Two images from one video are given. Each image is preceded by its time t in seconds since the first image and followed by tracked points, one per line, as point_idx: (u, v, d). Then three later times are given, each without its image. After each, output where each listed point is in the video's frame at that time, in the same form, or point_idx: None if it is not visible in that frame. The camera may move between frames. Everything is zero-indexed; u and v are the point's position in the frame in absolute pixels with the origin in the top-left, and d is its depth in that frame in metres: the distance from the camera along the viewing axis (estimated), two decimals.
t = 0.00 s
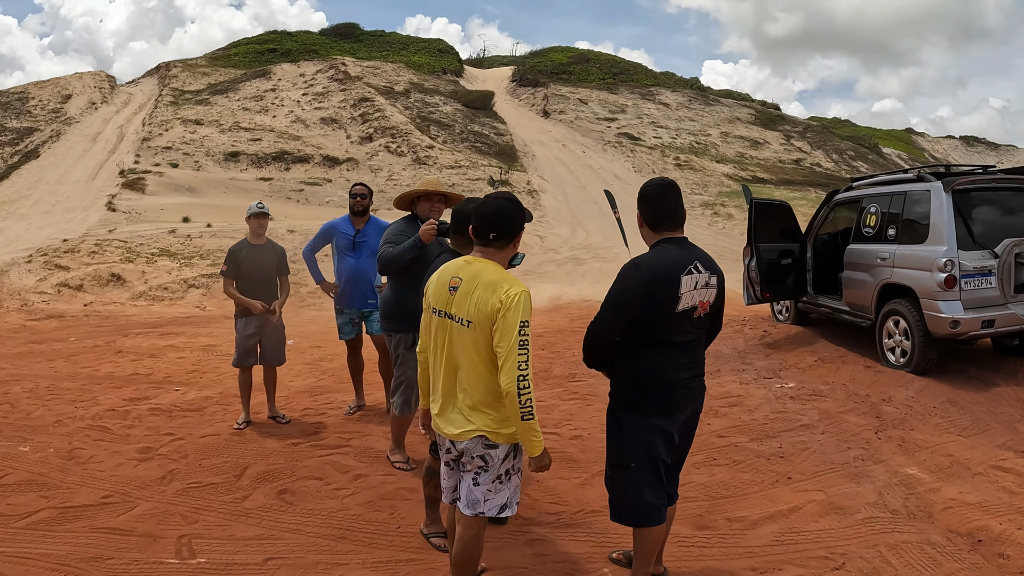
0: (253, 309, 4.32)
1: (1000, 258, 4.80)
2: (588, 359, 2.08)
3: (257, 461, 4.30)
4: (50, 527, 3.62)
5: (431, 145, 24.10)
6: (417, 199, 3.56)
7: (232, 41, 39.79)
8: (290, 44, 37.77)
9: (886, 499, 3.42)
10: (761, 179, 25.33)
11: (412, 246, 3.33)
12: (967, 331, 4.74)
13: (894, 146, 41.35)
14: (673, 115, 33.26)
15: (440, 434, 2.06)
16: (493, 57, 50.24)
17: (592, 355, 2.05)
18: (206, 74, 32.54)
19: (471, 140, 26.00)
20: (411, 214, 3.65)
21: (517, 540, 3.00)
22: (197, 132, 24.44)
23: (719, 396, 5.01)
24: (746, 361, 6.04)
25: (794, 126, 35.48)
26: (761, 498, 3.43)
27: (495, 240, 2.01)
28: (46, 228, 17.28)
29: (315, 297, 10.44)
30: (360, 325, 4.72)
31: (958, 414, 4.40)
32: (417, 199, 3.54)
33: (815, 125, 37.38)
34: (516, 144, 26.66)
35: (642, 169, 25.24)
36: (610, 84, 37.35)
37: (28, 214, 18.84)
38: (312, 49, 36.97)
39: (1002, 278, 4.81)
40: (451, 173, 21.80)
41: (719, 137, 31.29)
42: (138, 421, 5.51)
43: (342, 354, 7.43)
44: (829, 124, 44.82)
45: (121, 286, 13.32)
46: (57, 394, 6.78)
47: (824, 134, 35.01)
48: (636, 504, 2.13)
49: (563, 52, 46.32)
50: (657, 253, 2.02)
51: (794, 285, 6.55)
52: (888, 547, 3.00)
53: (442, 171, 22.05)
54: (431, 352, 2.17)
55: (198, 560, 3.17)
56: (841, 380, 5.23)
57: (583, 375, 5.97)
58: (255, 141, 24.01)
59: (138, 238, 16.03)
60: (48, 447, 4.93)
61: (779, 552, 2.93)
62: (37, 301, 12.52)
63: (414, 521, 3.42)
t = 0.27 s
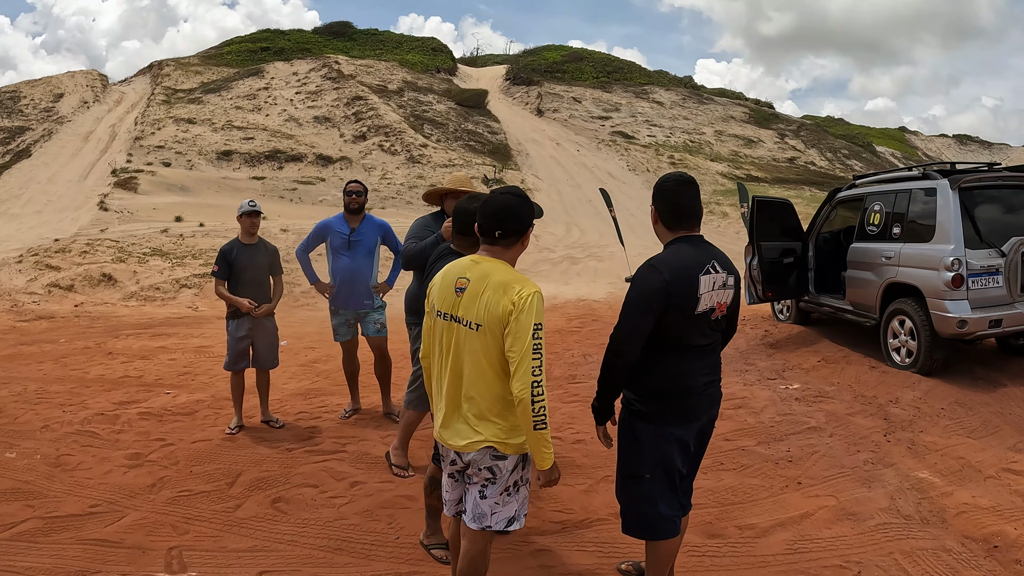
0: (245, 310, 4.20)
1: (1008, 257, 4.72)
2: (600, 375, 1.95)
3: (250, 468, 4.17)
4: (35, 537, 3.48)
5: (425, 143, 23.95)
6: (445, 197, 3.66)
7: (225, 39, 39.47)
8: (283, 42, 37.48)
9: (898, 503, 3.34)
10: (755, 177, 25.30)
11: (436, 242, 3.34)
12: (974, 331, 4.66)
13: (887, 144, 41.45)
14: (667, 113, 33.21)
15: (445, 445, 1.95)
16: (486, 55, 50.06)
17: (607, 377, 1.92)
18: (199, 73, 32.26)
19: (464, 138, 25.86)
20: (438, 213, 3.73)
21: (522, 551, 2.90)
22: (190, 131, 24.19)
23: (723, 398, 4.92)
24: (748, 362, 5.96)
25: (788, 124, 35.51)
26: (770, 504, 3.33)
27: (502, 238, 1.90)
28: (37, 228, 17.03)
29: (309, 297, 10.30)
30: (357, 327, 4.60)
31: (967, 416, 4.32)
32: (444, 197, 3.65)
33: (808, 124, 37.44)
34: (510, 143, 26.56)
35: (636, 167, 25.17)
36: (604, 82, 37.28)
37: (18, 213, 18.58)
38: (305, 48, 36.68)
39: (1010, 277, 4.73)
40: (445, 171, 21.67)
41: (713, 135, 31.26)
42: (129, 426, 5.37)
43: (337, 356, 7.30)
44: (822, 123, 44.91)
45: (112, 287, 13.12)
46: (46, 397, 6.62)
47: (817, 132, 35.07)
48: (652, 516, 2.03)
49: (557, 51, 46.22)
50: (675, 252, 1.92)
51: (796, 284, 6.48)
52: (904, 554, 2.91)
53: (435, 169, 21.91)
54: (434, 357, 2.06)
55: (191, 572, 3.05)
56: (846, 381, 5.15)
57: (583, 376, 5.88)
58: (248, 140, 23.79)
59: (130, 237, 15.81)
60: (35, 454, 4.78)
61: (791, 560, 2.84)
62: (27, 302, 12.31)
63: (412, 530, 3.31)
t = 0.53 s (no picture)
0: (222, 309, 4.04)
1: (1002, 252, 4.68)
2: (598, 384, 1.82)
3: (228, 475, 4.01)
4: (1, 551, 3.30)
5: (407, 140, 23.74)
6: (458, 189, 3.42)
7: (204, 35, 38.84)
8: (263, 38, 36.95)
9: (898, 504, 3.27)
10: (739, 173, 25.39)
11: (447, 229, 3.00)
12: (969, 327, 4.60)
13: (868, 140, 41.82)
14: (649, 109, 33.21)
15: (431, 455, 1.83)
16: (468, 52, 49.77)
17: (608, 382, 1.80)
18: (179, 70, 31.71)
19: (447, 135, 25.66)
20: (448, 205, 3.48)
21: (514, 560, 2.78)
22: (170, 128, 23.75)
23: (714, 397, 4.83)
24: (739, 359, 5.88)
25: (770, 120, 35.70)
26: (768, 506, 3.25)
27: (490, 233, 1.78)
28: (12, 226, 16.60)
29: (290, 296, 10.09)
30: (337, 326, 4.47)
31: (963, 414, 4.27)
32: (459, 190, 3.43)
33: (790, 120, 37.66)
34: (492, 139, 26.42)
35: (618, 163, 25.11)
36: (586, 78, 37.22)
37: None
38: (286, 43, 36.19)
39: (1003, 272, 4.69)
40: (427, 168, 21.48)
41: (696, 131, 31.32)
42: (105, 431, 5.18)
43: (318, 356, 7.13)
44: (804, 119, 45.21)
45: (90, 286, 12.80)
46: (17, 401, 6.38)
47: (799, 128, 35.28)
48: (653, 526, 1.92)
49: (539, 47, 46.06)
50: (679, 249, 1.81)
51: (785, 280, 6.41)
52: (908, 557, 2.83)
53: (418, 166, 21.71)
54: (420, 361, 1.93)
55: None
56: (839, 378, 5.09)
57: (570, 374, 5.77)
58: (229, 136, 23.42)
59: (108, 236, 15.45)
60: (4, 462, 4.57)
61: (792, 566, 2.75)
62: None
63: (399, 539, 3.18)
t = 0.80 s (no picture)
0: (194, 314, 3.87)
1: (993, 248, 4.64)
2: (598, 395, 1.70)
3: (204, 488, 3.84)
4: None
5: (385, 139, 23.51)
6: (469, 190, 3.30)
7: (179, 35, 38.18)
8: (240, 37, 36.40)
9: (899, 508, 3.19)
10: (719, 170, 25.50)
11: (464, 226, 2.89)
12: (963, 324, 4.56)
13: (845, 136, 42.22)
14: (627, 107, 33.24)
15: (418, 474, 1.70)
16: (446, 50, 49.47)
17: (610, 394, 1.68)
18: (155, 70, 31.13)
19: (425, 133, 25.47)
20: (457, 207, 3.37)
21: None
22: (146, 129, 23.28)
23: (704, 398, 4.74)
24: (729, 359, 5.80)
25: (748, 117, 35.92)
26: (767, 513, 3.15)
27: (478, 234, 1.65)
28: None
29: (267, 298, 9.87)
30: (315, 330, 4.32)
31: (958, 412, 4.22)
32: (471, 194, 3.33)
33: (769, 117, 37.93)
34: (470, 138, 26.28)
35: (597, 161, 25.07)
36: (565, 76, 37.17)
37: None
38: (263, 42, 35.69)
39: (995, 268, 4.65)
40: (405, 167, 21.28)
41: (674, 129, 31.41)
42: (76, 442, 4.96)
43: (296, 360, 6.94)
44: (782, 116, 45.55)
45: (63, 291, 12.44)
46: None
47: (777, 125, 35.55)
48: (656, 545, 1.80)
49: (518, 45, 45.94)
50: (686, 250, 1.70)
51: (772, 276, 6.35)
52: (914, 564, 2.75)
53: (396, 165, 21.49)
54: (405, 373, 1.80)
55: None
56: (832, 377, 5.02)
57: (555, 377, 5.66)
58: (206, 137, 23.01)
59: (82, 239, 15.05)
60: None
61: None
62: None
63: (384, 556, 3.04)
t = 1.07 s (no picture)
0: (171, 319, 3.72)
1: (986, 244, 4.60)
2: (599, 402, 1.59)
3: (184, 499, 3.70)
4: None
5: (366, 139, 23.31)
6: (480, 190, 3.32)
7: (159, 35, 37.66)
8: (220, 37, 35.94)
9: (900, 510, 3.12)
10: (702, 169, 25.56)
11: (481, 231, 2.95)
12: (957, 320, 4.52)
13: (827, 134, 42.54)
14: (608, 106, 33.26)
15: (408, 491, 1.59)
16: (427, 50, 49.22)
17: (616, 401, 1.58)
18: (133, 70, 30.63)
19: (406, 133, 25.29)
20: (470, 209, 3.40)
21: None
22: (125, 130, 22.87)
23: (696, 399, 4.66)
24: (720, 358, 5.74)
25: (730, 116, 36.09)
26: (767, 518, 3.07)
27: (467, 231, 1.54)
28: None
29: (248, 300, 9.68)
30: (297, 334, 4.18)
31: (954, 411, 4.18)
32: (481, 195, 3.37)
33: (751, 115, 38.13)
34: (451, 138, 26.15)
35: (579, 159, 25.03)
36: (546, 75, 37.11)
37: None
38: (243, 42, 35.27)
39: (988, 264, 4.62)
40: (387, 167, 21.10)
41: (656, 127, 31.46)
42: (51, 452, 4.77)
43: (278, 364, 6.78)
44: (764, 114, 45.82)
45: (41, 294, 12.14)
46: None
47: (759, 123, 35.75)
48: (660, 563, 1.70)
49: (500, 45, 45.82)
50: (694, 247, 1.61)
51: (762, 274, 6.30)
52: (918, 568, 2.68)
53: (377, 165, 21.30)
54: (392, 382, 1.68)
55: None
56: (825, 376, 4.97)
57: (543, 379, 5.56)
58: (185, 137, 22.65)
59: (60, 242, 14.71)
60: None
61: None
62: None
63: (371, 570, 2.93)
